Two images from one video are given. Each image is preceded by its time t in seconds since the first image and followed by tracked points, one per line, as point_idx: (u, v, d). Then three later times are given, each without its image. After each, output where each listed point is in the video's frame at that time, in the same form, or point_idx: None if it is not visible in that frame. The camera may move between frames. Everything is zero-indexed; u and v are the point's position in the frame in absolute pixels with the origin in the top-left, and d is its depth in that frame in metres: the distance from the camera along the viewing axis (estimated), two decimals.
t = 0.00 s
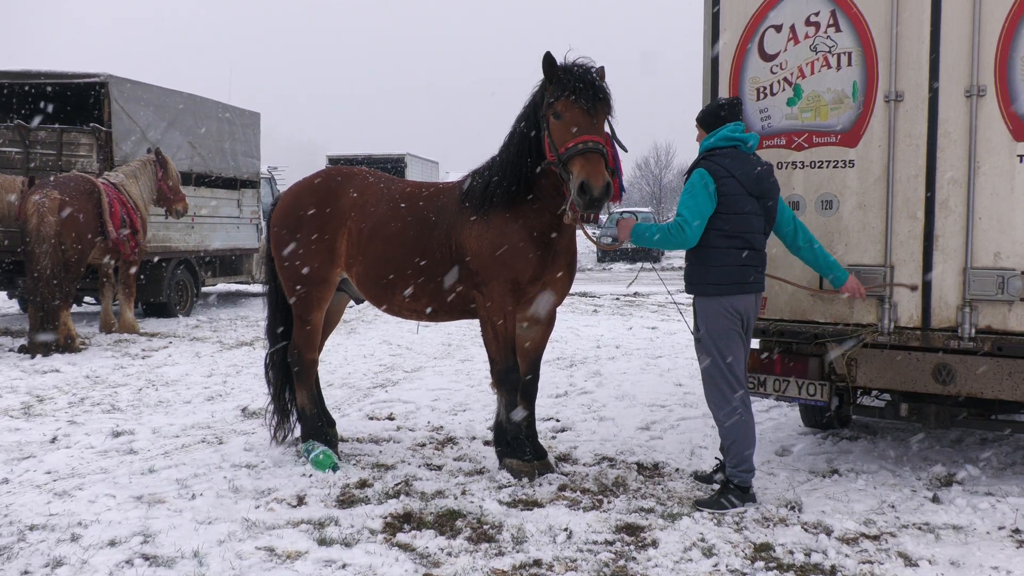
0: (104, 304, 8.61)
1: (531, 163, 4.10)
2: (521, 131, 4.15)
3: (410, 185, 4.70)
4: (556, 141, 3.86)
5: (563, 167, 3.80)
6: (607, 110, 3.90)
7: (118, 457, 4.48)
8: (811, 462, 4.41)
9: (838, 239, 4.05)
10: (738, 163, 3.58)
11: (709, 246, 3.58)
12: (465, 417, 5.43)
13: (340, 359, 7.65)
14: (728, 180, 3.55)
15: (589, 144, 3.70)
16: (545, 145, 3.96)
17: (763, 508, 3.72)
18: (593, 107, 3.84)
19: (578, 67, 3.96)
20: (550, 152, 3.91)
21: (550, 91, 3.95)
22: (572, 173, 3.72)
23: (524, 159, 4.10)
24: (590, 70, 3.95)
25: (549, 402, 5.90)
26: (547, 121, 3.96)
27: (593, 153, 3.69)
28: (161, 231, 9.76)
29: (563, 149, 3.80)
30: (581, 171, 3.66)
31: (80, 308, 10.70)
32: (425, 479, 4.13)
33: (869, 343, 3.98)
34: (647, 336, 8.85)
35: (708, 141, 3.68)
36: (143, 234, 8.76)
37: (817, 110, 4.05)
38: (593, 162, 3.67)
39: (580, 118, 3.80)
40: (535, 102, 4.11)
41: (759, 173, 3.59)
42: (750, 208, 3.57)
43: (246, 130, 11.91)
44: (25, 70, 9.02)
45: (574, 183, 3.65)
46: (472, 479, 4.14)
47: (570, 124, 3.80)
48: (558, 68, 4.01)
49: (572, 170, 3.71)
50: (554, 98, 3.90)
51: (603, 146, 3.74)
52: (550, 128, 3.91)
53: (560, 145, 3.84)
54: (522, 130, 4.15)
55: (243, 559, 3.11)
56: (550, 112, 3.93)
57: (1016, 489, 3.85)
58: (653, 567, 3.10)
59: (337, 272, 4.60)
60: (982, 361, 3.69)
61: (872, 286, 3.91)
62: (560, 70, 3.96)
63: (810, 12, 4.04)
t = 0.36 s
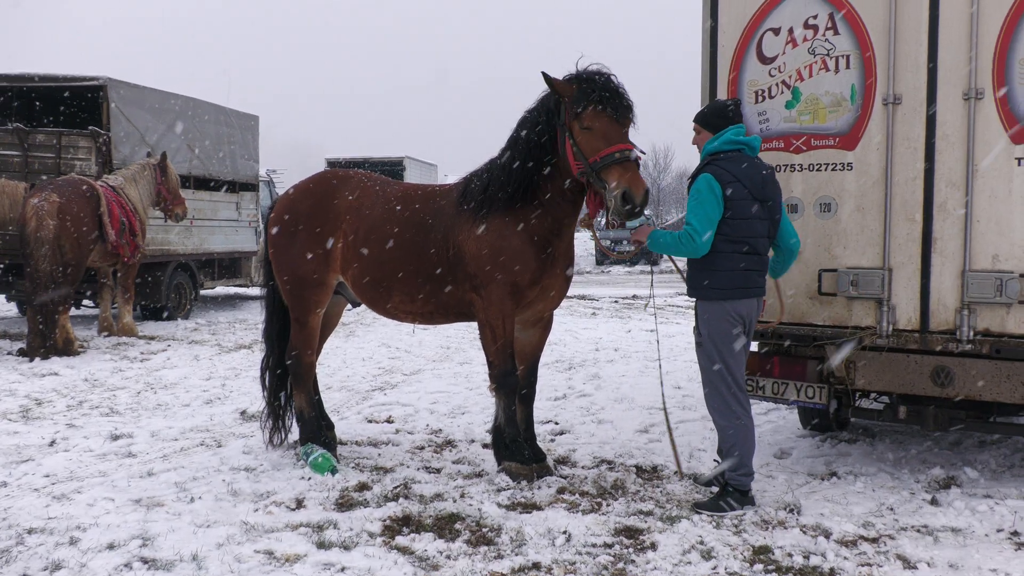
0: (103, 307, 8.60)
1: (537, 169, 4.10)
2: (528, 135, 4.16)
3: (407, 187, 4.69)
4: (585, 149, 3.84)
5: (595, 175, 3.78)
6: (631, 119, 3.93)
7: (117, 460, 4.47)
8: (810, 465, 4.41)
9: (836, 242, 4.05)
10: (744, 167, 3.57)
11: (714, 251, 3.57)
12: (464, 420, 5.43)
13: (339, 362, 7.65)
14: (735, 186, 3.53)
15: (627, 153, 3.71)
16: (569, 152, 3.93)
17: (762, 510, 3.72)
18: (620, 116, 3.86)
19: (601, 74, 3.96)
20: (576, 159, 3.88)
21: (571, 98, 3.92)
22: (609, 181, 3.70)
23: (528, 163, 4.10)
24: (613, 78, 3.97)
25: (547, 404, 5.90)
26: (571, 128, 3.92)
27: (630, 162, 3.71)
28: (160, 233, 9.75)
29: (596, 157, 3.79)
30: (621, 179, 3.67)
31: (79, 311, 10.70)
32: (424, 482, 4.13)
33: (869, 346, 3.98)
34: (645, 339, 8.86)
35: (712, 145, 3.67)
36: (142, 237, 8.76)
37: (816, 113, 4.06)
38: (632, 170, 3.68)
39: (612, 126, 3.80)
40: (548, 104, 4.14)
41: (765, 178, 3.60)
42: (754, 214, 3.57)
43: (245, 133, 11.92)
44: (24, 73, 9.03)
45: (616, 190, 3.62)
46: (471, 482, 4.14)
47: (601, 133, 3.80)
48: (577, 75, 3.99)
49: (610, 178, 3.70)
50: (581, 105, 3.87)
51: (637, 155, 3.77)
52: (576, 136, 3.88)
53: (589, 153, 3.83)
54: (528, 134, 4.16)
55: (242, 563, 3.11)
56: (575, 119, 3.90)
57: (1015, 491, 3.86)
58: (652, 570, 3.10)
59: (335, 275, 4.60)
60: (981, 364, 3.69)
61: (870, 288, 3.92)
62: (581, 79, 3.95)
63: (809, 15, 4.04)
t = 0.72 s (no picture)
0: (100, 309, 8.59)
1: (538, 170, 4.10)
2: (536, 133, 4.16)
3: (403, 189, 4.69)
4: (609, 146, 3.82)
5: (620, 172, 3.77)
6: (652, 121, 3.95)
7: (114, 462, 4.47)
8: (807, 465, 4.42)
9: (833, 243, 4.05)
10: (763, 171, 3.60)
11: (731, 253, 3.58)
12: (461, 422, 5.43)
13: (336, 363, 7.64)
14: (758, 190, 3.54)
15: (654, 153, 3.73)
16: (589, 147, 3.90)
17: (759, 510, 3.73)
18: (645, 117, 3.87)
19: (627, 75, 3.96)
20: (598, 157, 3.86)
21: (599, 95, 3.90)
22: (634, 179, 3.71)
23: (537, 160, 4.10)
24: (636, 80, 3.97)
25: (545, 406, 5.91)
26: (594, 124, 3.90)
27: (656, 163, 3.73)
28: (157, 235, 9.74)
29: (620, 154, 3.78)
30: (647, 179, 3.69)
31: (75, 312, 10.68)
32: (421, 483, 4.13)
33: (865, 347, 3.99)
34: (642, 340, 8.86)
35: (728, 146, 3.63)
36: (139, 239, 8.75)
37: (812, 114, 4.06)
38: (659, 171, 3.71)
39: (638, 126, 3.81)
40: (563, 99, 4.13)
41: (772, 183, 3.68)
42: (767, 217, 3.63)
43: (242, 135, 11.92)
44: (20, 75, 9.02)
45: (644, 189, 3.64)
46: (469, 483, 4.14)
47: (628, 132, 3.80)
48: (604, 73, 3.97)
49: (635, 176, 3.71)
50: (608, 102, 3.86)
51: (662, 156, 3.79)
52: (600, 132, 3.86)
53: (614, 151, 3.82)
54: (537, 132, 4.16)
55: (240, 565, 3.10)
56: (600, 115, 3.88)
57: (1011, 491, 3.87)
58: (649, 570, 3.10)
59: (332, 276, 4.61)
60: (977, 364, 3.70)
61: (867, 289, 3.93)
62: (607, 78, 3.93)
63: (805, 16, 4.05)
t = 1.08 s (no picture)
0: (93, 307, 8.57)
1: (533, 167, 4.10)
2: (527, 126, 4.15)
3: (398, 187, 4.68)
4: (594, 123, 3.83)
5: (607, 146, 3.76)
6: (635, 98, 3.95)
7: (107, 460, 4.46)
8: (801, 463, 4.43)
9: (827, 241, 4.06)
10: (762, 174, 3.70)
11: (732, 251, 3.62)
12: (455, 420, 5.43)
13: (330, 362, 7.64)
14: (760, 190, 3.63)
15: (637, 121, 3.70)
16: (574, 129, 3.90)
17: (753, 508, 3.74)
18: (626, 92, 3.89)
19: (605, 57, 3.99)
20: (584, 135, 3.86)
21: (578, 78, 3.93)
22: (621, 149, 3.69)
23: (535, 156, 4.10)
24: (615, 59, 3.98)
25: (539, 403, 5.91)
26: (577, 106, 3.91)
27: (641, 129, 3.70)
28: (150, 233, 9.71)
29: (605, 128, 3.77)
30: (634, 145, 3.66)
31: (68, 311, 10.64)
32: (415, 481, 4.13)
33: (859, 345, 4.00)
34: (636, 338, 8.87)
35: (731, 147, 3.70)
36: (133, 237, 8.73)
37: (806, 112, 4.07)
38: (643, 136, 3.68)
39: (619, 99, 3.81)
40: (547, 90, 4.11)
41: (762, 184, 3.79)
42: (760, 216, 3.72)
43: (235, 132, 11.89)
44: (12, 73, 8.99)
45: (631, 157, 3.62)
46: (463, 481, 4.14)
47: (609, 106, 3.80)
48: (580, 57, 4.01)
49: (622, 145, 3.68)
50: (587, 81, 3.88)
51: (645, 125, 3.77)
52: (583, 112, 3.87)
53: (598, 127, 3.81)
54: (527, 124, 4.15)
55: (234, 563, 3.10)
56: (581, 96, 3.90)
57: (1003, 488, 3.89)
58: (643, 567, 3.11)
59: (327, 274, 4.60)
60: (969, 362, 3.72)
61: (861, 287, 3.93)
62: (586, 60, 3.96)
63: (799, 14, 4.05)
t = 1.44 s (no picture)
0: (80, 308, 8.52)
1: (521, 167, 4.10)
2: (517, 127, 4.14)
3: (387, 187, 4.67)
4: (591, 132, 3.82)
5: (603, 158, 3.76)
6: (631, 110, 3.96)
7: (94, 462, 4.43)
8: (789, 461, 4.44)
9: (814, 240, 4.07)
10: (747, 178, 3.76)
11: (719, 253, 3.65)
12: (444, 420, 5.43)
13: (319, 362, 7.61)
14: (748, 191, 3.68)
15: (636, 137, 3.72)
16: (571, 136, 3.88)
17: (742, 506, 3.74)
18: (624, 102, 3.88)
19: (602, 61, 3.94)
20: (580, 144, 3.84)
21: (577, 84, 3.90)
22: (617, 163, 3.70)
23: (523, 155, 4.09)
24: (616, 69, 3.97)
25: (528, 403, 5.91)
26: (574, 113, 3.89)
27: (638, 145, 3.72)
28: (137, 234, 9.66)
29: (603, 140, 3.77)
30: (632, 162, 3.67)
31: (55, 312, 10.57)
32: (404, 482, 4.12)
33: (846, 343, 4.02)
34: (625, 337, 8.89)
35: (718, 152, 3.74)
36: (121, 238, 8.69)
37: (793, 112, 4.08)
38: (641, 154, 3.70)
39: (619, 112, 3.81)
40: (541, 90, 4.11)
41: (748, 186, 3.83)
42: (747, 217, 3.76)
43: (223, 132, 11.85)
44: None
45: (629, 173, 3.63)
46: (452, 481, 4.14)
47: (608, 118, 3.80)
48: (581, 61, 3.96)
49: (620, 160, 3.69)
50: (587, 89, 3.85)
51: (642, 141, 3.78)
52: (581, 120, 3.85)
53: (595, 137, 3.80)
54: (514, 123, 4.16)
55: (222, 565, 3.09)
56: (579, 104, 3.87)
57: (990, 485, 3.90)
58: (632, 567, 3.11)
59: (315, 274, 4.59)
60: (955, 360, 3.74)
61: (848, 285, 3.95)
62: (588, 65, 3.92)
63: (786, 14, 4.06)
